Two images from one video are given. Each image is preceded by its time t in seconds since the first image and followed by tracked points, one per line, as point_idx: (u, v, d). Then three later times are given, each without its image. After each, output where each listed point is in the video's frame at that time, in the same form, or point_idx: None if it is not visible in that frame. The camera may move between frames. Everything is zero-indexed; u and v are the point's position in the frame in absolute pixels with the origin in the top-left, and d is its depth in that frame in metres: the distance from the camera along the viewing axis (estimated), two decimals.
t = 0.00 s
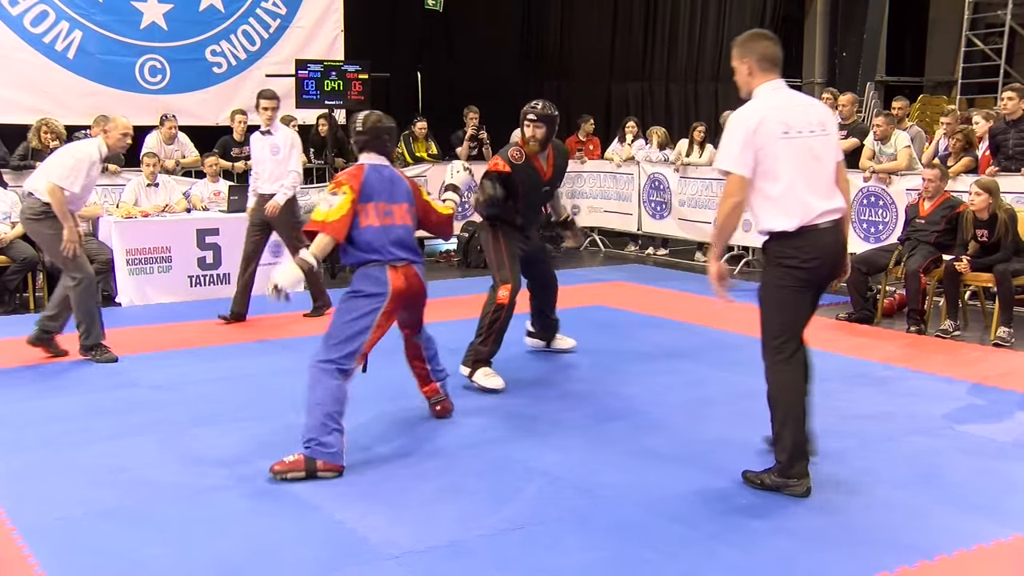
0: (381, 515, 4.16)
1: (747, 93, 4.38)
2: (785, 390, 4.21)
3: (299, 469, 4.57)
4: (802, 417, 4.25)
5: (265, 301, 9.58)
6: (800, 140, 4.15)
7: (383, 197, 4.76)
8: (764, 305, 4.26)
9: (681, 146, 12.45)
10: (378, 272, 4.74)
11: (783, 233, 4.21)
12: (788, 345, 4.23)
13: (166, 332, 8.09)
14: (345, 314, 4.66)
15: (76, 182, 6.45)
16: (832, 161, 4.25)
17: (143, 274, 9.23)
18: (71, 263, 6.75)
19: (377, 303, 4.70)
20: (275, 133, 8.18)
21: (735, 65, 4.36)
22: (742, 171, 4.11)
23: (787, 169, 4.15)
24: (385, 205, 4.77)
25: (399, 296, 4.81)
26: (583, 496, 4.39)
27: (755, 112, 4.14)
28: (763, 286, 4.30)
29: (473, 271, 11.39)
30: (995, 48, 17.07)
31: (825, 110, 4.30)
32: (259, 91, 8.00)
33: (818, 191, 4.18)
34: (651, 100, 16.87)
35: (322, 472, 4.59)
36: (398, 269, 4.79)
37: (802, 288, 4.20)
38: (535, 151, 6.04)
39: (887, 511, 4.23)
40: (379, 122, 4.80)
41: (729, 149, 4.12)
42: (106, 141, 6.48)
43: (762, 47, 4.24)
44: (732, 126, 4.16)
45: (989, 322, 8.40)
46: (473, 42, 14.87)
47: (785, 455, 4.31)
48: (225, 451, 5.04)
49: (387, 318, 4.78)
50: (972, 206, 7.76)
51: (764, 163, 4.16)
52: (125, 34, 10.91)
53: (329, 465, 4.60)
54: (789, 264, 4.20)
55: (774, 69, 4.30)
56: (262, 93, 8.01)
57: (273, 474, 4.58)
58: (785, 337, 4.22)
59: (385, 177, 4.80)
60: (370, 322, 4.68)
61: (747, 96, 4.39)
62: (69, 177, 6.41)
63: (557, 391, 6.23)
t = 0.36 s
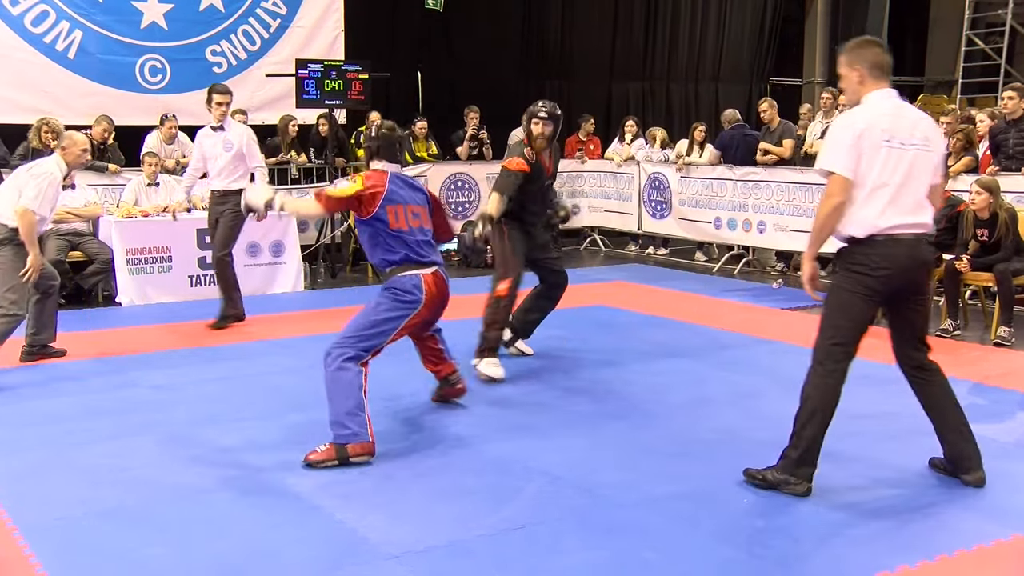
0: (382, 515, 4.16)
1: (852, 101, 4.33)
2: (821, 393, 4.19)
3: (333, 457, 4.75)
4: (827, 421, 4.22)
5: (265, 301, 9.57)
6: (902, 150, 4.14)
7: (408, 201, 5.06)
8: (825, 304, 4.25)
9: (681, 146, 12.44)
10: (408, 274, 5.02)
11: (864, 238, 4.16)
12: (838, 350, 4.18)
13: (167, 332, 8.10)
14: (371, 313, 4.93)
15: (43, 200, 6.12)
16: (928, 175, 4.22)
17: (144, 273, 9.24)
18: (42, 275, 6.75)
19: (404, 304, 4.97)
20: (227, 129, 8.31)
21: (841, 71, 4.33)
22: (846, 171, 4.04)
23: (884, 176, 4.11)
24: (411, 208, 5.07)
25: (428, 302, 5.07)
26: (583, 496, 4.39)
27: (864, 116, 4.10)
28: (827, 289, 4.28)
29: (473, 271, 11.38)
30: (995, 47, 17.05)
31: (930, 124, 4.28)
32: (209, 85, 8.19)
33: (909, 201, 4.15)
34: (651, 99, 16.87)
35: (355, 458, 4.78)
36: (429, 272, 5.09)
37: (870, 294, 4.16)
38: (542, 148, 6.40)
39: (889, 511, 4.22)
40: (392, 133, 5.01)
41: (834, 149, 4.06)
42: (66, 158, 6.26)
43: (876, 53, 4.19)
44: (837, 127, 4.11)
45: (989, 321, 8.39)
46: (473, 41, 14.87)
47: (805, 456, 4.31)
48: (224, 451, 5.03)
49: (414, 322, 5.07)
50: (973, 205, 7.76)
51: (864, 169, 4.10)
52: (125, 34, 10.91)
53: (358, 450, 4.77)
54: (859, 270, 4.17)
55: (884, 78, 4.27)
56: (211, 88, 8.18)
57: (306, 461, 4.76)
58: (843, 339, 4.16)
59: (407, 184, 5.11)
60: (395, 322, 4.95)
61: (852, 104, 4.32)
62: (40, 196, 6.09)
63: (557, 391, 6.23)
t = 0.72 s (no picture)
0: (381, 514, 4.15)
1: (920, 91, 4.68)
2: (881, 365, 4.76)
3: (371, 432, 5.10)
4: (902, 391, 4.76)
5: (264, 300, 9.56)
6: (957, 134, 4.43)
7: (413, 162, 5.13)
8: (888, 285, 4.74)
9: (680, 146, 12.45)
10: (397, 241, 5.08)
11: (912, 219, 4.52)
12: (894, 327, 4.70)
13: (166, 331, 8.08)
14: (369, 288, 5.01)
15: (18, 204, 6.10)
16: (991, 159, 4.46)
17: (143, 273, 9.23)
18: (29, 278, 6.71)
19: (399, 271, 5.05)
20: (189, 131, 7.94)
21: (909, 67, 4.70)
22: (893, 157, 4.46)
23: (936, 160, 4.44)
24: (416, 169, 5.15)
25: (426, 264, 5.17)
26: (583, 495, 4.39)
27: (915, 105, 4.47)
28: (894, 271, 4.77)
29: (472, 271, 11.37)
30: (995, 47, 17.04)
31: (997, 110, 4.52)
32: (175, 84, 7.80)
33: (963, 183, 4.42)
34: (650, 99, 16.86)
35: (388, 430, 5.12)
36: (428, 235, 5.17)
37: (900, 278, 4.58)
38: (549, 157, 6.70)
39: (889, 510, 4.22)
40: (399, 90, 5.11)
41: (886, 136, 4.48)
42: (44, 156, 6.32)
43: (938, 47, 4.53)
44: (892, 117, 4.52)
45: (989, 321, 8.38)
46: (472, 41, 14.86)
47: (878, 421, 4.87)
48: (224, 450, 5.03)
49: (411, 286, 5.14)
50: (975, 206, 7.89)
51: (916, 153, 4.47)
52: (124, 33, 10.90)
53: (389, 423, 5.10)
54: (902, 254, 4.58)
55: (949, 70, 4.59)
56: (176, 86, 7.79)
57: (349, 437, 5.10)
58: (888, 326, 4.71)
59: (416, 142, 5.18)
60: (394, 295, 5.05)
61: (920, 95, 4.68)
62: (12, 201, 6.05)
63: (557, 391, 6.23)
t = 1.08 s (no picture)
0: (381, 515, 4.15)
1: (920, 100, 4.78)
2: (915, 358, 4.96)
3: (412, 432, 5.17)
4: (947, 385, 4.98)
5: (265, 301, 9.57)
6: (969, 141, 4.53)
7: (450, 201, 5.29)
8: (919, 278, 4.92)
9: (679, 147, 12.48)
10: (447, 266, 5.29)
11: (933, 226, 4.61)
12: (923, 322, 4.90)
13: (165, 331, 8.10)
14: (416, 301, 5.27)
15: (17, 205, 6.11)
16: (1000, 159, 4.57)
17: (143, 274, 9.24)
18: (31, 278, 6.70)
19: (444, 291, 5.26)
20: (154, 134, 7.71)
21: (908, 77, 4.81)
22: (905, 173, 4.54)
23: (952, 168, 4.53)
24: (455, 206, 5.32)
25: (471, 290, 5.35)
26: (582, 495, 4.39)
27: (923, 119, 4.55)
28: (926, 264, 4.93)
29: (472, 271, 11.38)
30: (995, 47, 17.04)
31: (998, 109, 4.63)
32: (140, 85, 7.46)
33: (978, 187, 4.53)
34: (651, 99, 16.87)
35: (433, 430, 5.21)
36: (473, 266, 5.34)
37: (927, 278, 4.70)
38: (545, 166, 6.61)
39: (891, 510, 4.23)
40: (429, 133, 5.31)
41: (896, 152, 4.57)
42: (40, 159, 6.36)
43: (933, 61, 4.64)
44: (900, 133, 4.60)
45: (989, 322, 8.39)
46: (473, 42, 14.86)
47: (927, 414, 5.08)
48: (224, 450, 5.03)
49: (457, 311, 5.33)
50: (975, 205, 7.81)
51: (931, 164, 4.56)
52: (124, 34, 10.90)
53: (435, 422, 5.20)
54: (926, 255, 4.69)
55: (948, 78, 4.69)
56: (141, 87, 7.46)
57: (388, 437, 5.16)
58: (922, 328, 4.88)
59: (450, 183, 5.33)
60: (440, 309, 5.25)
61: (922, 103, 4.78)
62: (12, 203, 6.07)
63: (557, 391, 6.24)
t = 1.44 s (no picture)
0: (381, 515, 4.15)
1: (939, 97, 4.94)
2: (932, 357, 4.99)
3: (411, 436, 5.13)
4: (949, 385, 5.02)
5: (265, 301, 9.57)
6: (1000, 139, 4.81)
7: (456, 202, 5.25)
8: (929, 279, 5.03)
9: (679, 148, 12.51)
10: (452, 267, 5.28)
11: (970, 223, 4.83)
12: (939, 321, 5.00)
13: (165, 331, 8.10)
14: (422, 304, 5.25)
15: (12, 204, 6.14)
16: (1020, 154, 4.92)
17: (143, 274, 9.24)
18: (31, 280, 6.66)
19: (450, 293, 5.24)
20: (128, 131, 7.72)
21: (928, 74, 4.94)
22: (952, 170, 4.69)
23: (989, 166, 4.79)
24: (458, 208, 5.27)
25: (479, 289, 5.37)
26: (582, 495, 4.40)
27: (961, 117, 4.73)
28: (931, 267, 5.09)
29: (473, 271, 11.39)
30: (995, 47, 17.03)
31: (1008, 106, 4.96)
32: (113, 82, 7.35)
33: (1012, 183, 4.85)
34: (651, 99, 16.88)
35: (431, 437, 5.16)
36: (477, 266, 5.33)
37: (970, 271, 4.88)
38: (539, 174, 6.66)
39: (891, 510, 4.23)
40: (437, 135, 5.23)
41: (941, 149, 4.69)
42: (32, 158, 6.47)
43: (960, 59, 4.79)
44: (940, 130, 4.73)
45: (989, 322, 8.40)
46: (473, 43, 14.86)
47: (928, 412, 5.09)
48: (224, 450, 5.04)
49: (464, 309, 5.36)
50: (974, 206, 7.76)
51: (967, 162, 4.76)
52: (125, 34, 10.90)
53: (435, 430, 5.16)
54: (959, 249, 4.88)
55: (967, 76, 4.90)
56: (115, 85, 7.35)
57: (386, 439, 5.15)
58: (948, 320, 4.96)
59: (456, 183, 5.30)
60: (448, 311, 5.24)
61: (940, 100, 4.94)
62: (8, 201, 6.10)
63: (558, 391, 6.24)
